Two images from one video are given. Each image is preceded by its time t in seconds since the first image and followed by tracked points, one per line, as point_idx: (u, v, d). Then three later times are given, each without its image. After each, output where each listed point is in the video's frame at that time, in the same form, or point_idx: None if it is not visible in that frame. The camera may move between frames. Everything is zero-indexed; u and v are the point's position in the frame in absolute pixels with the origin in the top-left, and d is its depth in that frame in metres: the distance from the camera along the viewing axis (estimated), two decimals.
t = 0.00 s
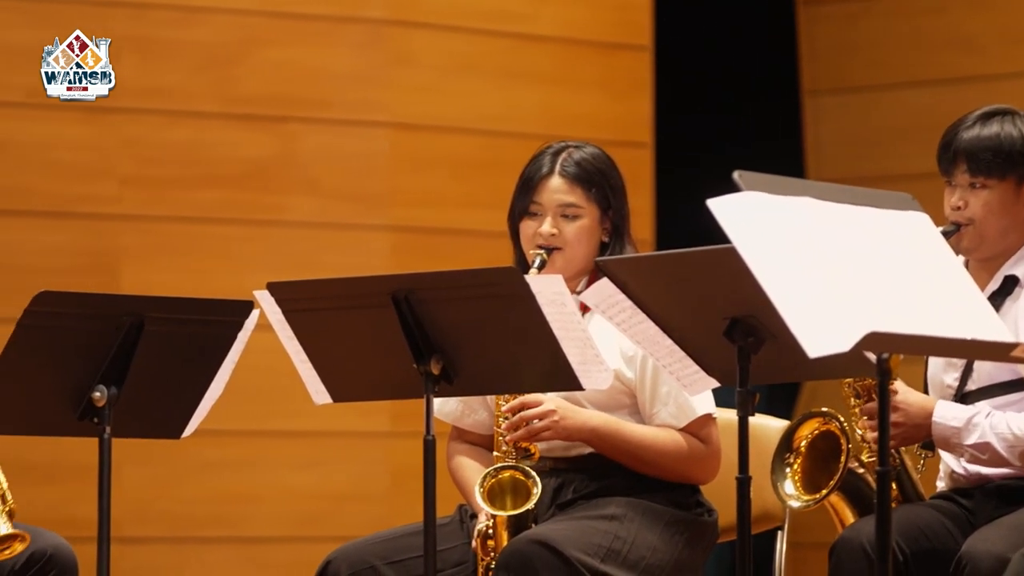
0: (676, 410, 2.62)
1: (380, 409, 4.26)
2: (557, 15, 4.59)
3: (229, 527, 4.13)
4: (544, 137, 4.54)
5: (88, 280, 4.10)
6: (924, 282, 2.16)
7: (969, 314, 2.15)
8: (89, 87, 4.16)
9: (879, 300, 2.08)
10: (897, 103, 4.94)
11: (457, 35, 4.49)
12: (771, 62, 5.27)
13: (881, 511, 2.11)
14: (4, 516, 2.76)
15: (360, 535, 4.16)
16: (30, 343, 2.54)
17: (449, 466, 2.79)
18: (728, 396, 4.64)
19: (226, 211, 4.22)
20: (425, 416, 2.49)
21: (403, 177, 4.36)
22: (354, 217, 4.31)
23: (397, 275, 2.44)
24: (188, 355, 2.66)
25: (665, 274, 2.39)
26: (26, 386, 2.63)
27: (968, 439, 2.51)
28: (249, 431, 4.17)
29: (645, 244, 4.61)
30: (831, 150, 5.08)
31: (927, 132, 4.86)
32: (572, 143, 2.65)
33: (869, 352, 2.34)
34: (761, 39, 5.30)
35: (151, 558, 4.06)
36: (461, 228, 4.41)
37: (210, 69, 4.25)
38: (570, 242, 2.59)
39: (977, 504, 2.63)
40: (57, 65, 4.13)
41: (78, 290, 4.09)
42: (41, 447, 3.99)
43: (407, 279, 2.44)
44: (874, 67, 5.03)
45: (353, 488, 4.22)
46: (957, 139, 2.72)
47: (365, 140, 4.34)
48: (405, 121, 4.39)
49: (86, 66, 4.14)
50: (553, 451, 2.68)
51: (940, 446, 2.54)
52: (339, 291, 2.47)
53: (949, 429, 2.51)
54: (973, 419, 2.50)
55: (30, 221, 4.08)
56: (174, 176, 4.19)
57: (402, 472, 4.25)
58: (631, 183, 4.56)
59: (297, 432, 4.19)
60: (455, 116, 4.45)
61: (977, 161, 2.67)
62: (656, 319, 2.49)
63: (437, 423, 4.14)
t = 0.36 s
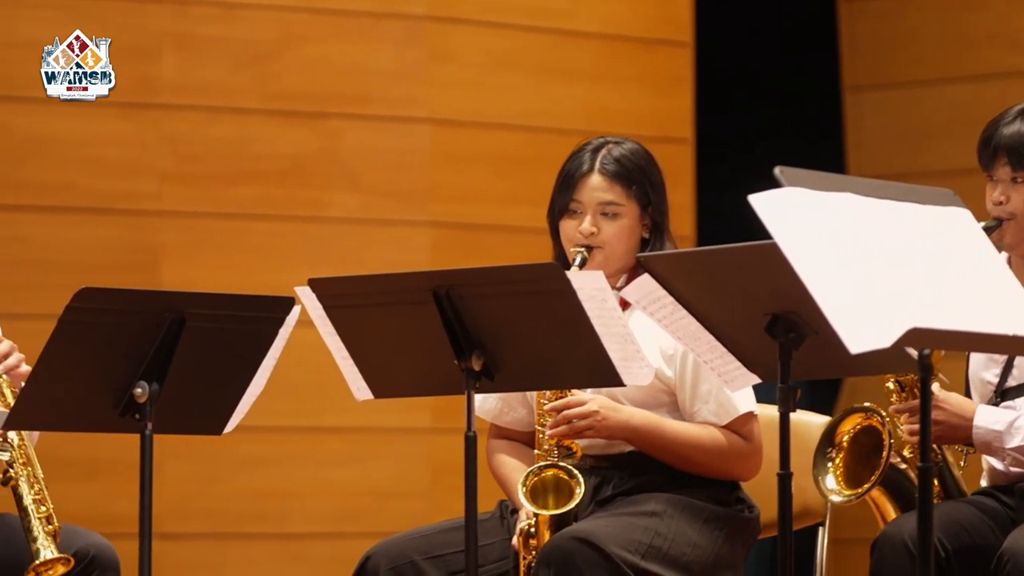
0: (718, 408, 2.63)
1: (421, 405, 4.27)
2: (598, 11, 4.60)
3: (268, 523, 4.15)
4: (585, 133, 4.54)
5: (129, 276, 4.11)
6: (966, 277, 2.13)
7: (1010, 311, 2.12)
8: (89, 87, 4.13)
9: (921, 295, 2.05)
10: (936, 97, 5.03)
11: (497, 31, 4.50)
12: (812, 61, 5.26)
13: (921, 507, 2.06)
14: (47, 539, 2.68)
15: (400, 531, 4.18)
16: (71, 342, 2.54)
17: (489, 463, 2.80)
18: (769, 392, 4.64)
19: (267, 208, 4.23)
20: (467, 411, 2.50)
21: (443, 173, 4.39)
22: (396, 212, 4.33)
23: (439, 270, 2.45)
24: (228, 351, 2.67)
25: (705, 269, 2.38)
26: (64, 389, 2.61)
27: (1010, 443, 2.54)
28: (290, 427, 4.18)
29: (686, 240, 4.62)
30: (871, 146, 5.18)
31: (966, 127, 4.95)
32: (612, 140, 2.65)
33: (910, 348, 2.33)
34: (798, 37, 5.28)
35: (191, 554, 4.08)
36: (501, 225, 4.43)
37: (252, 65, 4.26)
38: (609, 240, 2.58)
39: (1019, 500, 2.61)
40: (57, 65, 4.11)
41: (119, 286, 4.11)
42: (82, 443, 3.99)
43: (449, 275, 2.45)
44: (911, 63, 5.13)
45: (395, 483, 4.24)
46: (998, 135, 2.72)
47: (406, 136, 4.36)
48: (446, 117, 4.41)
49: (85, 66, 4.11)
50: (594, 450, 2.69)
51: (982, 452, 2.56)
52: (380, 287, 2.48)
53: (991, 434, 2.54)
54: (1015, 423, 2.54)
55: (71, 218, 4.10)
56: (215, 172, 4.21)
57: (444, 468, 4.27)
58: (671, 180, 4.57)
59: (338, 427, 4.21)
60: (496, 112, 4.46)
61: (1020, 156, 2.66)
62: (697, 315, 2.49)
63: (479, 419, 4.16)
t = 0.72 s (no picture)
0: (757, 405, 2.66)
1: (458, 402, 4.28)
2: (636, 7, 4.59)
3: (307, 519, 4.16)
4: (624, 129, 4.53)
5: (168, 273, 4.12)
6: (1002, 275, 2.11)
7: None
8: (89, 87, 4.12)
9: (957, 291, 2.02)
10: (977, 92, 5.02)
11: (536, 27, 4.48)
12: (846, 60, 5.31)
13: (960, 503, 2.02)
14: (93, 547, 2.70)
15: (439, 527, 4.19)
16: (110, 338, 2.53)
17: (527, 459, 2.81)
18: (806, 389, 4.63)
19: (305, 205, 4.23)
20: (504, 408, 2.50)
21: (481, 170, 4.38)
22: (434, 209, 4.32)
23: (477, 268, 2.45)
24: (268, 347, 2.68)
25: (741, 265, 2.37)
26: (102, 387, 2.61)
27: None
28: (329, 423, 4.19)
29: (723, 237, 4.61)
30: (911, 141, 5.15)
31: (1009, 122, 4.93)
32: (649, 137, 2.65)
33: (948, 344, 2.33)
34: (828, 36, 5.31)
35: (230, 550, 4.09)
36: (539, 221, 4.42)
37: (290, 63, 4.27)
38: (647, 237, 2.59)
39: None
40: (57, 65, 4.09)
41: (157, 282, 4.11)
42: (122, 440, 4.01)
43: (486, 272, 2.45)
44: (950, 58, 5.11)
45: (433, 480, 4.24)
46: None
47: (445, 133, 4.35)
48: (483, 113, 4.40)
49: (85, 66, 4.10)
50: (633, 446, 2.72)
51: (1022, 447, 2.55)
52: (419, 284, 2.47)
53: None
54: None
55: (109, 215, 4.10)
56: (254, 169, 4.21)
57: (481, 465, 4.27)
58: (709, 176, 4.56)
59: (377, 424, 4.22)
60: (534, 108, 4.46)
61: None
62: (734, 310, 2.49)
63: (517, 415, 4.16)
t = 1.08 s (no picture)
0: (800, 401, 2.65)
1: (502, 399, 4.30)
2: (678, 4, 4.59)
3: (351, 517, 4.17)
4: (666, 127, 4.54)
5: (211, 270, 4.10)
6: None
7: None
8: (89, 87, 4.05)
9: (1002, 289, 2.00)
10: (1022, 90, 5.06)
11: (579, 25, 4.47)
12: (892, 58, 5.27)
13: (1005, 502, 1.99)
14: (140, 543, 2.74)
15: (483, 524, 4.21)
16: (152, 335, 2.52)
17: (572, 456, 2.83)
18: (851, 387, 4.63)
19: (349, 202, 4.22)
20: (548, 405, 2.52)
21: (524, 167, 4.38)
22: (477, 206, 4.32)
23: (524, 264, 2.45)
24: (312, 344, 2.68)
25: (784, 262, 2.37)
26: (150, 384, 2.61)
27: None
28: (372, 421, 4.20)
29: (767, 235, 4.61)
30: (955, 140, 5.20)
31: None
32: (692, 134, 2.68)
33: (992, 341, 2.32)
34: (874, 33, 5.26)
35: (275, 546, 4.10)
36: (583, 219, 4.42)
37: (333, 59, 4.24)
38: (691, 233, 2.61)
39: None
40: (57, 65, 4.02)
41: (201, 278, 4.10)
42: (167, 438, 4.01)
43: (529, 270, 2.45)
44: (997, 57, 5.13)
45: (477, 477, 4.26)
46: None
47: (488, 130, 4.35)
48: (527, 111, 4.39)
49: (85, 66, 4.03)
50: (677, 442, 2.72)
51: None
52: (463, 281, 2.48)
53: None
54: None
55: (153, 213, 4.06)
56: (298, 167, 4.19)
57: (525, 462, 4.29)
58: (753, 174, 4.57)
59: (421, 421, 4.23)
60: (577, 105, 4.45)
61: None
62: (779, 306, 2.48)
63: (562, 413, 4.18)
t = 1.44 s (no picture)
0: (846, 399, 2.65)
1: (546, 399, 4.31)
2: (722, 3, 4.59)
3: (396, 516, 4.18)
4: (710, 125, 4.55)
5: (256, 270, 4.11)
6: None
7: None
8: (89, 87, 4.02)
9: None
10: None
11: (622, 25, 4.48)
12: (937, 57, 5.27)
13: None
14: (182, 544, 2.72)
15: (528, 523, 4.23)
16: (193, 339, 2.49)
17: (616, 457, 2.86)
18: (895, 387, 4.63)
19: (396, 201, 4.23)
20: (593, 405, 2.52)
21: (568, 166, 4.39)
22: (520, 206, 4.33)
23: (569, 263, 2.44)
24: (357, 341, 2.67)
25: (828, 262, 2.36)
26: (199, 381, 2.58)
27: None
28: (417, 420, 4.21)
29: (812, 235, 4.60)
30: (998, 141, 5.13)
31: None
32: (737, 133, 2.75)
33: None
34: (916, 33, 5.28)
35: (320, 546, 4.11)
36: (626, 218, 4.44)
37: (379, 59, 4.25)
38: (735, 233, 2.69)
39: None
40: (56, 64, 3.98)
41: (245, 277, 4.11)
42: (212, 437, 4.03)
43: (572, 270, 2.45)
44: None
45: (522, 477, 4.27)
46: None
47: (532, 130, 4.36)
48: (571, 110, 4.40)
49: (85, 66, 4.00)
50: (722, 442, 2.76)
51: None
52: (507, 280, 2.47)
53: None
54: None
55: (197, 212, 4.08)
56: (342, 167, 4.20)
57: (569, 462, 4.30)
58: (796, 173, 4.58)
59: (467, 420, 4.24)
60: (621, 105, 4.46)
61: None
62: (823, 307, 2.48)
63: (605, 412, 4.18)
